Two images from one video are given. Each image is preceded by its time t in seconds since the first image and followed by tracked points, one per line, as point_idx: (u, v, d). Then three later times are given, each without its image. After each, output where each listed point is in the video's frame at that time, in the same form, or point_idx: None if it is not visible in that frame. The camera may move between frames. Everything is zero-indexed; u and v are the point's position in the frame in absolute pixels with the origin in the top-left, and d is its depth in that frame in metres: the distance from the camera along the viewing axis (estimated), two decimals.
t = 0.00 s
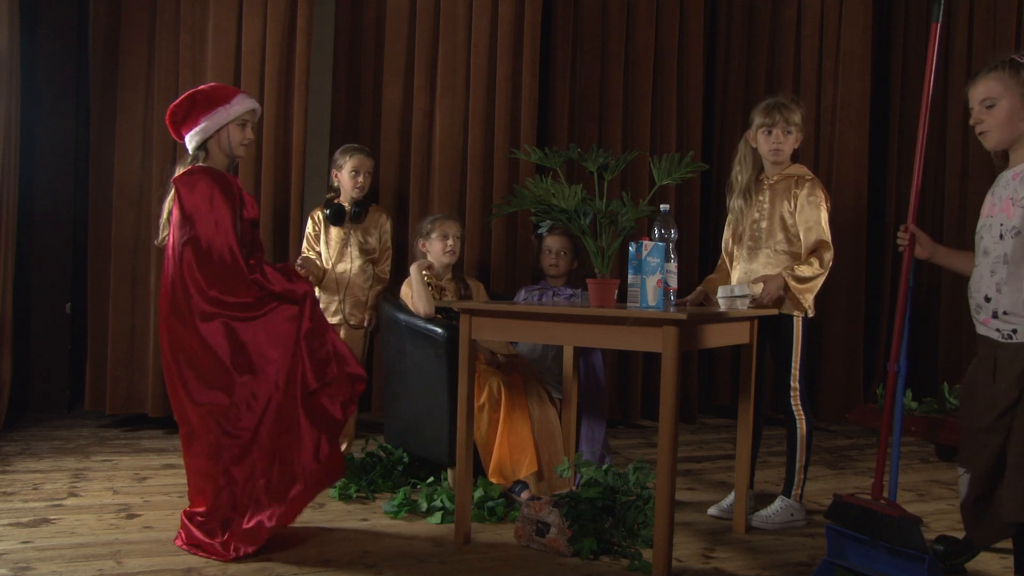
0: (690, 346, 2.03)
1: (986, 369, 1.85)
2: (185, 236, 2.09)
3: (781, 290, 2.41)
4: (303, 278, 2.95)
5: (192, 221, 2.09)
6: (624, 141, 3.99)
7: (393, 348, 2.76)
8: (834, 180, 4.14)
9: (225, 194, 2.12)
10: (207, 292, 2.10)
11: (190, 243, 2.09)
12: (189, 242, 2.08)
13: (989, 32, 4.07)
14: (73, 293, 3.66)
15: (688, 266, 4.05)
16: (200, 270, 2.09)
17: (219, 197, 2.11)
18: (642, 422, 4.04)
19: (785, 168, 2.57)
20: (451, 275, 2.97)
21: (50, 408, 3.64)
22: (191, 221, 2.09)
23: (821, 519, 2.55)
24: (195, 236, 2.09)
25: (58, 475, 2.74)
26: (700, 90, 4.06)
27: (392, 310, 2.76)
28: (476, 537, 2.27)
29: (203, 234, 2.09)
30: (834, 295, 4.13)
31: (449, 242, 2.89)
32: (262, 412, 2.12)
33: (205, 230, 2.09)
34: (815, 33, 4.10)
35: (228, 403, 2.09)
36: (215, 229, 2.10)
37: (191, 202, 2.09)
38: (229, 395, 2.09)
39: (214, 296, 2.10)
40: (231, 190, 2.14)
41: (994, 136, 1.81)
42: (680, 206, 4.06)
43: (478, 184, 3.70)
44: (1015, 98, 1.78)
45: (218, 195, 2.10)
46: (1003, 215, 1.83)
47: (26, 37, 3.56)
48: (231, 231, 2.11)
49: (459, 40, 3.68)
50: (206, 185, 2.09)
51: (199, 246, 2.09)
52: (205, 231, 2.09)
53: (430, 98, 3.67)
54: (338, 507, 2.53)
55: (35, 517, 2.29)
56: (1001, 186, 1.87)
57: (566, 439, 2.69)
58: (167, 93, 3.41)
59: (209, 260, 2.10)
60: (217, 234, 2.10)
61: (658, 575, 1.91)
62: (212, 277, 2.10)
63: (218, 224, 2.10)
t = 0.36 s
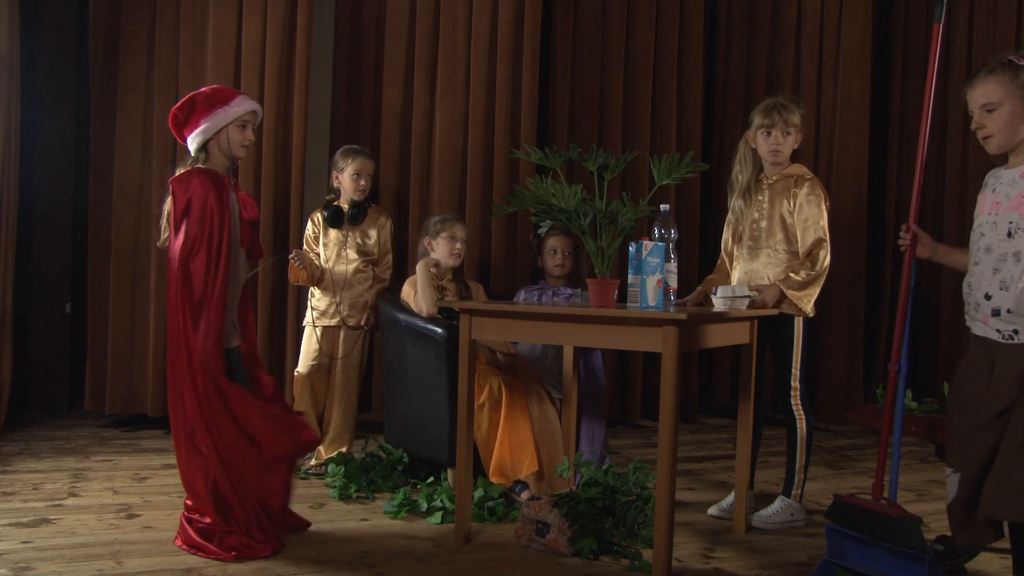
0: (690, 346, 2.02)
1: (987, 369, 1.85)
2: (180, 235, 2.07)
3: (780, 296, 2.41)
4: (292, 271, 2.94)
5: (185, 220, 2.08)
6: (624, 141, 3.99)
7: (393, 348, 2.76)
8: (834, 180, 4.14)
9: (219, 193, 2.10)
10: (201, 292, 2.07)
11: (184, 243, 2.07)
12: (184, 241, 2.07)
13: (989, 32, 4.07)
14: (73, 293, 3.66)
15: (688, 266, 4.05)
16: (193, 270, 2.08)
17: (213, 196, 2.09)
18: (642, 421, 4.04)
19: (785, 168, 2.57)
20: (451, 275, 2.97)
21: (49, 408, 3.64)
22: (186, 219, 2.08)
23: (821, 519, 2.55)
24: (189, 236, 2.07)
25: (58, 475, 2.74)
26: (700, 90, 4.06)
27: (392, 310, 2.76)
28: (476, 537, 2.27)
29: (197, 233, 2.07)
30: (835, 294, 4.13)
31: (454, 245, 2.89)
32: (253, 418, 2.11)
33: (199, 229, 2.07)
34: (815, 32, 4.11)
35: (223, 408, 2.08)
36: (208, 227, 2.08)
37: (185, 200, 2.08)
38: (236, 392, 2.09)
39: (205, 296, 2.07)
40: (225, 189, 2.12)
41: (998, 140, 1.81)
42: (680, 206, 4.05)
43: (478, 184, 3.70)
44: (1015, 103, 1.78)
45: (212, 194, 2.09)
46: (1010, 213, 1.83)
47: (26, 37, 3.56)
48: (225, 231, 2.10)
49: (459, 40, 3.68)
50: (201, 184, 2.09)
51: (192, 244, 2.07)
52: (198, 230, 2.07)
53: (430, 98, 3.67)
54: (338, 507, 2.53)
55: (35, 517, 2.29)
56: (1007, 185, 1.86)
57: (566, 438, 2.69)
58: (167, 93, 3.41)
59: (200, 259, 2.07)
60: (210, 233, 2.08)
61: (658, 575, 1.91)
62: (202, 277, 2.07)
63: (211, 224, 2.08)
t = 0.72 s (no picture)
0: (690, 346, 2.02)
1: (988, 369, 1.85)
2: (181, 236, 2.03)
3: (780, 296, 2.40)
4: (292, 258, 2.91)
5: (187, 220, 2.03)
6: (624, 141, 3.99)
7: (393, 348, 2.76)
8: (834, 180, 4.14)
9: (221, 193, 2.07)
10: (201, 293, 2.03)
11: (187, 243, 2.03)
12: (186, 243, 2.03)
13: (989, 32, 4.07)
14: (72, 293, 3.66)
15: (688, 266, 4.05)
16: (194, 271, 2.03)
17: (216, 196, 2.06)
18: (641, 421, 4.04)
19: (785, 168, 2.57)
20: (451, 275, 2.97)
21: (49, 409, 3.64)
22: (189, 220, 2.03)
23: (821, 519, 2.55)
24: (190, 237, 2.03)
25: (58, 475, 2.74)
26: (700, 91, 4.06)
27: (392, 311, 2.76)
28: (476, 537, 2.27)
29: (199, 234, 2.04)
30: (835, 294, 4.13)
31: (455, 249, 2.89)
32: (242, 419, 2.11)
33: (201, 229, 2.04)
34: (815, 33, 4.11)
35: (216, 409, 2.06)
36: (210, 228, 2.04)
37: (189, 200, 2.04)
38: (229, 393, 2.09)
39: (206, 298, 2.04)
40: (226, 190, 2.09)
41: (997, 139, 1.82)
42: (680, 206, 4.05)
43: (478, 184, 3.70)
44: (1015, 102, 1.78)
45: (213, 195, 2.05)
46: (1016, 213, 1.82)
47: (25, 38, 3.56)
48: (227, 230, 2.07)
49: (459, 40, 3.68)
50: (204, 184, 2.05)
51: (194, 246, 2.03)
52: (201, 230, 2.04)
53: (430, 98, 3.67)
54: (338, 507, 2.53)
55: (35, 517, 2.29)
56: (1012, 184, 1.86)
57: (566, 438, 2.68)
58: (167, 93, 3.41)
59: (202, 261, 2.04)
60: (212, 233, 2.04)
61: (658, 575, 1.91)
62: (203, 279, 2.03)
63: (214, 224, 2.05)
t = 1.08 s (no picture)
0: (690, 347, 2.02)
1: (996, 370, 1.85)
2: (177, 236, 2.03)
3: (780, 296, 2.40)
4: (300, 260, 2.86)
5: (184, 220, 2.03)
6: (624, 141, 3.99)
7: (393, 348, 2.76)
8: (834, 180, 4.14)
9: (220, 194, 2.07)
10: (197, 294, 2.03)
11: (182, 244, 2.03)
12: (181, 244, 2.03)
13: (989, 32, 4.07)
14: (72, 293, 3.66)
15: (688, 266, 4.05)
16: (190, 272, 2.03)
17: (213, 197, 2.05)
18: (641, 421, 4.04)
19: (785, 168, 2.57)
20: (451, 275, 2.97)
21: (49, 409, 3.64)
22: (185, 221, 2.03)
23: (821, 519, 2.55)
24: (187, 237, 2.03)
25: (58, 475, 2.74)
26: (701, 91, 4.05)
27: (392, 310, 2.77)
28: (476, 537, 2.27)
29: (196, 234, 2.03)
30: (835, 294, 4.13)
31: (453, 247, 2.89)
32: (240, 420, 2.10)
33: (198, 230, 2.03)
34: (815, 33, 4.11)
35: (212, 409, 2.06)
36: (208, 229, 2.04)
37: (185, 201, 2.03)
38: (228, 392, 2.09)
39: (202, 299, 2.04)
40: (225, 190, 2.09)
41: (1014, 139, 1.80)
42: (680, 206, 4.05)
43: (478, 184, 3.70)
44: None
45: (212, 195, 2.05)
46: None
47: (25, 38, 3.56)
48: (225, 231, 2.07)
49: (459, 40, 3.68)
50: (202, 185, 2.05)
51: (190, 247, 2.03)
52: (197, 231, 2.03)
53: (430, 98, 3.67)
54: (338, 506, 2.53)
55: (35, 517, 2.29)
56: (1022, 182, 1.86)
57: (566, 438, 2.68)
58: (167, 93, 3.41)
59: (198, 260, 2.03)
60: (211, 233, 2.04)
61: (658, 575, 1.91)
62: (200, 279, 2.03)
63: (212, 224, 2.04)
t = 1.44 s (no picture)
0: (690, 347, 2.02)
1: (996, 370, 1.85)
2: (170, 236, 2.04)
3: (781, 297, 2.40)
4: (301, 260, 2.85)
5: (177, 220, 2.04)
6: (624, 142, 3.99)
7: (393, 348, 2.76)
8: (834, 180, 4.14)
9: (214, 195, 2.07)
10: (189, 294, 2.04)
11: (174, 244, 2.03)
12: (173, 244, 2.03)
13: (989, 33, 4.07)
14: (72, 293, 3.66)
15: (688, 266, 4.05)
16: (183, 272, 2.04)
17: (206, 197, 2.06)
18: (642, 421, 4.04)
19: (785, 168, 2.57)
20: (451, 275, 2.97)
21: (49, 409, 3.64)
22: (178, 221, 2.04)
23: (821, 519, 2.55)
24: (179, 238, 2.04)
25: (58, 475, 2.74)
26: (701, 91, 4.05)
27: (392, 311, 2.77)
28: (477, 537, 2.27)
29: (189, 234, 2.04)
30: (835, 294, 4.13)
31: (452, 246, 2.88)
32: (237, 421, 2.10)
33: (191, 230, 2.04)
34: (815, 33, 4.11)
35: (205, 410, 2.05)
36: (201, 229, 2.05)
37: (178, 201, 2.04)
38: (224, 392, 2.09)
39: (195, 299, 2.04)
40: (219, 190, 2.09)
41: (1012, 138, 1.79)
42: (680, 206, 4.05)
43: (478, 184, 3.70)
44: None
45: (206, 196, 2.05)
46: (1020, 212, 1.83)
47: (25, 38, 3.56)
48: (217, 232, 2.07)
49: (459, 40, 3.68)
50: (194, 185, 2.05)
51: (183, 247, 2.04)
52: (189, 231, 2.04)
53: (430, 98, 3.67)
54: (338, 507, 2.53)
55: (35, 516, 2.29)
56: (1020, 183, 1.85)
57: (566, 438, 2.68)
58: (167, 93, 3.41)
59: (191, 260, 2.04)
60: (201, 233, 2.05)
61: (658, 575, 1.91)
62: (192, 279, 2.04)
63: (202, 225, 2.05)
